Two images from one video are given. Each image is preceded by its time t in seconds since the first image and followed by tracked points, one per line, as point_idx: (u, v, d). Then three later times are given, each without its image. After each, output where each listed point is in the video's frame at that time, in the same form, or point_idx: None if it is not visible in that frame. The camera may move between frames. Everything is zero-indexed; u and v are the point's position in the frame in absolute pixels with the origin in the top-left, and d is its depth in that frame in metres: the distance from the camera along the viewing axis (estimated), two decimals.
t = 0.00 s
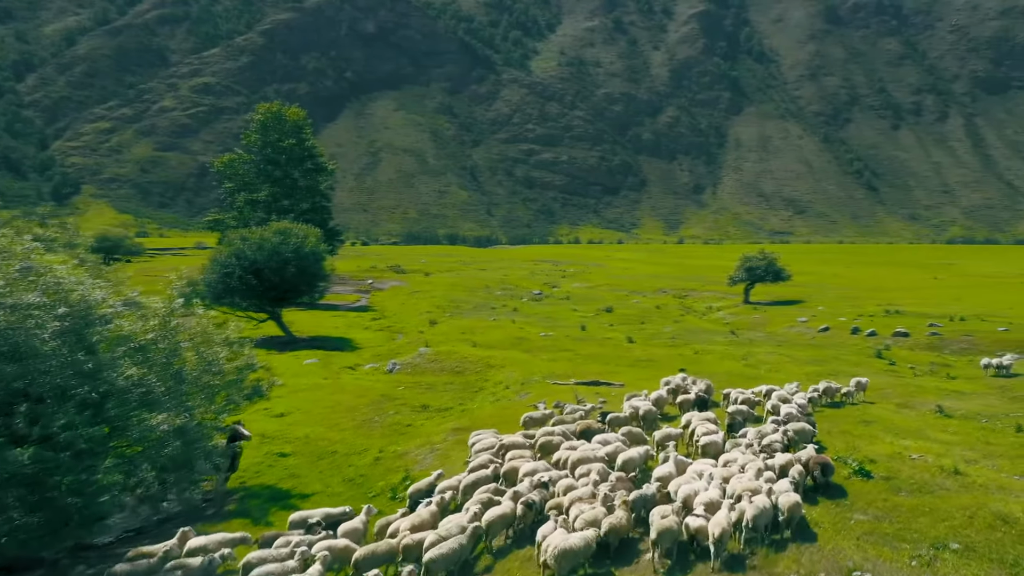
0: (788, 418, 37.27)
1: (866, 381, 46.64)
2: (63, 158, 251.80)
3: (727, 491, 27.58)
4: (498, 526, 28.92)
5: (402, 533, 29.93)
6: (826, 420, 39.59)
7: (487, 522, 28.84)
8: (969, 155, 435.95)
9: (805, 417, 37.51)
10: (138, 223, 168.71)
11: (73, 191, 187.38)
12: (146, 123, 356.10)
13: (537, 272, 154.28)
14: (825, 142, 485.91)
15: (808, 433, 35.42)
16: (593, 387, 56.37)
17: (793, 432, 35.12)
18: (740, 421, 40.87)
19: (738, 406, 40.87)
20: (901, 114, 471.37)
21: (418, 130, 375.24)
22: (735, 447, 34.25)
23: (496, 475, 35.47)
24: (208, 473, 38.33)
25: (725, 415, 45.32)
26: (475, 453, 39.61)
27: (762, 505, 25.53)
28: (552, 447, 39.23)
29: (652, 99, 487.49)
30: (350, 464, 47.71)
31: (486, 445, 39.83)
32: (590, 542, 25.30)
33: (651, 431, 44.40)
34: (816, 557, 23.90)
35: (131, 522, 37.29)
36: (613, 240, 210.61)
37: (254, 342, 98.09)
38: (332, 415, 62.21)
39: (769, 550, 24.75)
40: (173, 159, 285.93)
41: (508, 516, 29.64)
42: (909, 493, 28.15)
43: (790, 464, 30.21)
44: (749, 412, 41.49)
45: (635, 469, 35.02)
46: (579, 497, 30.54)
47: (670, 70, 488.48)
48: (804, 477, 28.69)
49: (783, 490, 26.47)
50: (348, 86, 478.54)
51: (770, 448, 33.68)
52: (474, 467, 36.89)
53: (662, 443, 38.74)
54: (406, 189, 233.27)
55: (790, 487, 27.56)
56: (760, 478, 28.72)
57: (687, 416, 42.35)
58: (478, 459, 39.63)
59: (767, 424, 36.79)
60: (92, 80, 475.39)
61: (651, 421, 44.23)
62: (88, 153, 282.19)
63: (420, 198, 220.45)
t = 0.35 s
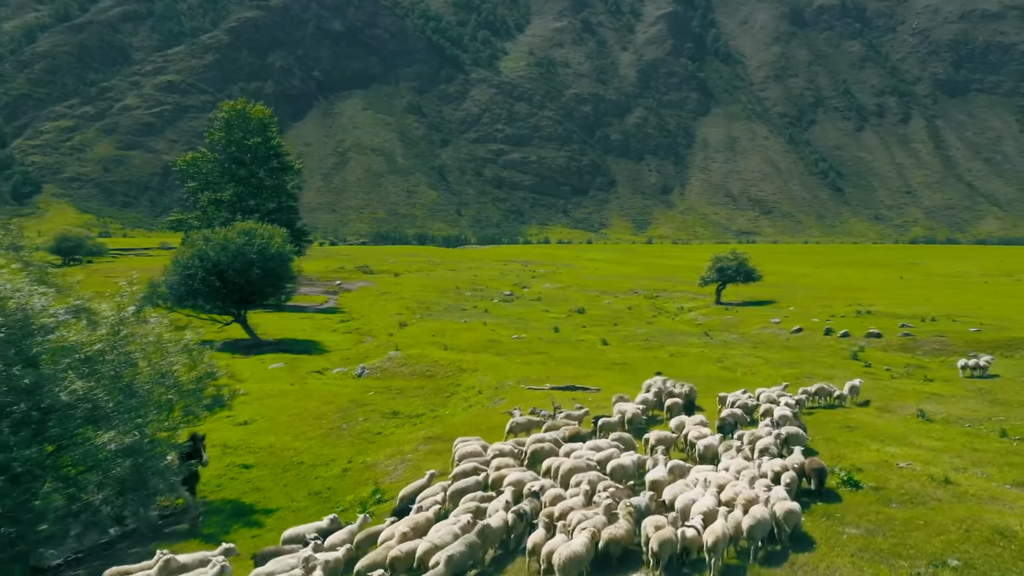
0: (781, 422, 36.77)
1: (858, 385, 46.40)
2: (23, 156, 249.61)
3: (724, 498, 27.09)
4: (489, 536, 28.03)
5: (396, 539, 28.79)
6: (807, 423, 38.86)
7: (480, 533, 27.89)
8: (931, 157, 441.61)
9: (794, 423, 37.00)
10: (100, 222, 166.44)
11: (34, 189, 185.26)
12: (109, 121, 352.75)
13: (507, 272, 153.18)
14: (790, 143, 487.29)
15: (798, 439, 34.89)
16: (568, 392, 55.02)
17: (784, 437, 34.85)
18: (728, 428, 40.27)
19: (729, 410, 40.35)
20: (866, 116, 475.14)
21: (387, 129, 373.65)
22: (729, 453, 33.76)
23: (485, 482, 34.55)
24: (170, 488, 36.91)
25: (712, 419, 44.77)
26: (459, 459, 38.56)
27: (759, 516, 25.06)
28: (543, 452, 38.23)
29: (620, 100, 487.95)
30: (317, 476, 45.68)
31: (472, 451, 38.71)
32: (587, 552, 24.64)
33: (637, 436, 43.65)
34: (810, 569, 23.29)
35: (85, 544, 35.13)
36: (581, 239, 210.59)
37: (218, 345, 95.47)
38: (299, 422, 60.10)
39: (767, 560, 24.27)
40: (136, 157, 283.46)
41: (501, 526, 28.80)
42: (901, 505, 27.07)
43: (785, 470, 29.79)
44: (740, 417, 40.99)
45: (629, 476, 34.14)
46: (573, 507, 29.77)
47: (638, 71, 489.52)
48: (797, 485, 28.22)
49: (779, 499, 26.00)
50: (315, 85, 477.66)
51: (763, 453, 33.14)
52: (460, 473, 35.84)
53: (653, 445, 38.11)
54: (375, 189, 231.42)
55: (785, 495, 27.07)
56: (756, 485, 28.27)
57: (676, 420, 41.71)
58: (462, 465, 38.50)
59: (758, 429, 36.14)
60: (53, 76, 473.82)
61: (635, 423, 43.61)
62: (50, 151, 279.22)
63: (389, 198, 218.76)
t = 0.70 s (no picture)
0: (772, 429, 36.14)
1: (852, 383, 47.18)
2: None
3: (718, 508, 26.30)
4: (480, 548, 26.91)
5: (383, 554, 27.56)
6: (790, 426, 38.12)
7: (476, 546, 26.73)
8: (894, 158, 447.99)
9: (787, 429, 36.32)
10: (63, 222, 164.25)
11: None
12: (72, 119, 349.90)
13: (477, 272, 151.54)
14: (758, 144, 483.66)
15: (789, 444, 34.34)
16: (544, 396, 53.69)
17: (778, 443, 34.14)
18: (714, 434, 39.67)
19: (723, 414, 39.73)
20: (831, 117, 478.82)
21: (356, 128, 372.12)
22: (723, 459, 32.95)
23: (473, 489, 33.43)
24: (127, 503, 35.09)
25: (698, 424, 43.98)
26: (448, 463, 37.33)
27: (755, 526, 24.22)
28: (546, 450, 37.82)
29: (589, 100, 488.07)
30: (283, 489, 43.53)
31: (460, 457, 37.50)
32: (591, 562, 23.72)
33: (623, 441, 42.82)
34: None
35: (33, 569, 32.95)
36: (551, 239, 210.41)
37: (182, 349, 92.47)
38: (264, 430, 57.94)
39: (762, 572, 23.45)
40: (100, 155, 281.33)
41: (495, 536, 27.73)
42: (893, 518, 26.09)
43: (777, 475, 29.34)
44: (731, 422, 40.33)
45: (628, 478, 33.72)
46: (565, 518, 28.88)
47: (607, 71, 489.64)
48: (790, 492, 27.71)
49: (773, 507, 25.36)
50: (283, 84, 476.49)
51: (757, 458, 32.55)
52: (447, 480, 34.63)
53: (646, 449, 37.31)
54: (344, 188, 229.54)
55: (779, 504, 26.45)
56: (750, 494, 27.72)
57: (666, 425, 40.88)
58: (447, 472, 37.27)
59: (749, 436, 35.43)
60: (16, 72, 471.25)
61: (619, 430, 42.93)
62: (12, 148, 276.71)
63: (358, 198, 216.72)
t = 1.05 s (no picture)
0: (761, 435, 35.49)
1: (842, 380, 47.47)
2: None
3: (713, 514, 25.54)
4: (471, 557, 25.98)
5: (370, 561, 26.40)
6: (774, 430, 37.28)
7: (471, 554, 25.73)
8: (860, 159, 452.99)
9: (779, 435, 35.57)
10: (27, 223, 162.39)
11: None
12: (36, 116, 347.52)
13: (449, 272, 149.98)
14: (727, 144, 485.15)
15: (781, 448, 33.63)
16: (520, 401, 52.45)
17: (769, 445, 33.51)
18: (699, 437, 38.93)
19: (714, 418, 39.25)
20: (798, 119, 482.10)
21: (325, 126, 370.58)
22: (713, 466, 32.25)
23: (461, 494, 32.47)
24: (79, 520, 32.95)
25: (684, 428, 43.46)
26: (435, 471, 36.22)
27: (751, 534, 23.49)
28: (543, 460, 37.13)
29: (560, 100, 488.16)
30: (249, 502, 41.51)
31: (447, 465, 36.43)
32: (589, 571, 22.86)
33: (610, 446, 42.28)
34: None
35: None
36: (523, 238, 210.33)
37: (145, 353, 89.45)
38: (229, 438, 55.74)
39: None
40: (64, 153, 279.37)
41: (486, 543, 26.86)
42: (886, 530, 25.22)
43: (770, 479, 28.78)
44: (721, 426, 39.76)
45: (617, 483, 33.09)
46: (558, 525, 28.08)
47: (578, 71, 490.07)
48: (783, 499, 27.11)
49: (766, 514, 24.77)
50: (251, 82, 476.35)
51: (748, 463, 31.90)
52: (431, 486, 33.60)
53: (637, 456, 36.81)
54: (315, 187, 227.86)
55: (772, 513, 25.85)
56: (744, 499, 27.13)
57: (654, 430, 40.14)
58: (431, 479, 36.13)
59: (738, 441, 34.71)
60: None
61: (599, 437, 41.71)
62: None
63: (328, 198, 215.19)
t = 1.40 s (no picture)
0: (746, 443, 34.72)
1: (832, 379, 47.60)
2: None
3: (706, 523, 24.98)
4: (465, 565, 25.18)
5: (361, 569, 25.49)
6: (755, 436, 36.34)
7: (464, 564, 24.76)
8: (824, 159, 459.61)
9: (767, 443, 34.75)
10: None
11: None
12: None
13: (417, 273, 147.96)
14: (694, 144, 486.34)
15: (769, 454, 32.79)
16: (494, 407, 50.91)
17: (759, 452, 32.94)
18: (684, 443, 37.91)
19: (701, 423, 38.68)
20: (763, 120, 483.28)
21: (293, 125, 368.77)
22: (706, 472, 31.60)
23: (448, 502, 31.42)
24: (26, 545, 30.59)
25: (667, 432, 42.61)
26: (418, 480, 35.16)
27: (748, 546, 22.91)
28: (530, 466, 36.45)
29: (529, 100, 489.13)
30: (207, 518, 39.17)
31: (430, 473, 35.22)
32: None
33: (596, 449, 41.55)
34: None
35: None
36: (492, 238, 210.27)
37: (103, 357, 86.18)
38: (188, 448, 53.18)
39: None
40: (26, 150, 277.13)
41: (479, 552, 25.97)
42: (877, 546, 24.18)
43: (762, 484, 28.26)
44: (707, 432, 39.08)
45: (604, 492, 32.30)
46: (550, 535, 27.26)
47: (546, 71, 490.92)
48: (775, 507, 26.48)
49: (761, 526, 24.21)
50: (217, 80, 474.67)
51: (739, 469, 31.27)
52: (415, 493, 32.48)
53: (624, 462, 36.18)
54: (282, 186, 226.36)
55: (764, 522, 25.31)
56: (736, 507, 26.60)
57: (639, 434, 39.27)
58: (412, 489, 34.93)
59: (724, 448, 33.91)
60: None
61: (579, 445, 40.38)
62: None
63: (295, 197, 212.81)
